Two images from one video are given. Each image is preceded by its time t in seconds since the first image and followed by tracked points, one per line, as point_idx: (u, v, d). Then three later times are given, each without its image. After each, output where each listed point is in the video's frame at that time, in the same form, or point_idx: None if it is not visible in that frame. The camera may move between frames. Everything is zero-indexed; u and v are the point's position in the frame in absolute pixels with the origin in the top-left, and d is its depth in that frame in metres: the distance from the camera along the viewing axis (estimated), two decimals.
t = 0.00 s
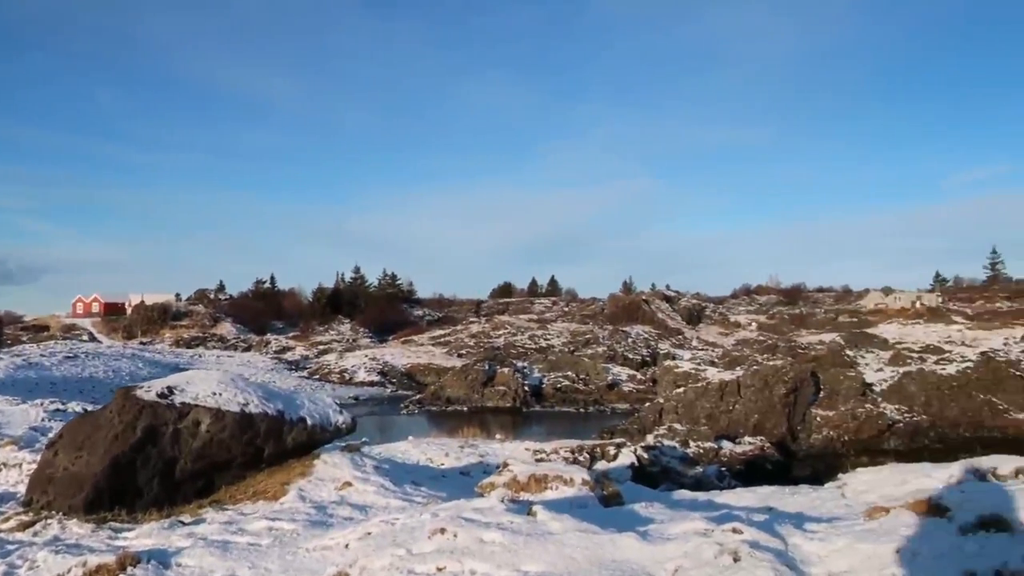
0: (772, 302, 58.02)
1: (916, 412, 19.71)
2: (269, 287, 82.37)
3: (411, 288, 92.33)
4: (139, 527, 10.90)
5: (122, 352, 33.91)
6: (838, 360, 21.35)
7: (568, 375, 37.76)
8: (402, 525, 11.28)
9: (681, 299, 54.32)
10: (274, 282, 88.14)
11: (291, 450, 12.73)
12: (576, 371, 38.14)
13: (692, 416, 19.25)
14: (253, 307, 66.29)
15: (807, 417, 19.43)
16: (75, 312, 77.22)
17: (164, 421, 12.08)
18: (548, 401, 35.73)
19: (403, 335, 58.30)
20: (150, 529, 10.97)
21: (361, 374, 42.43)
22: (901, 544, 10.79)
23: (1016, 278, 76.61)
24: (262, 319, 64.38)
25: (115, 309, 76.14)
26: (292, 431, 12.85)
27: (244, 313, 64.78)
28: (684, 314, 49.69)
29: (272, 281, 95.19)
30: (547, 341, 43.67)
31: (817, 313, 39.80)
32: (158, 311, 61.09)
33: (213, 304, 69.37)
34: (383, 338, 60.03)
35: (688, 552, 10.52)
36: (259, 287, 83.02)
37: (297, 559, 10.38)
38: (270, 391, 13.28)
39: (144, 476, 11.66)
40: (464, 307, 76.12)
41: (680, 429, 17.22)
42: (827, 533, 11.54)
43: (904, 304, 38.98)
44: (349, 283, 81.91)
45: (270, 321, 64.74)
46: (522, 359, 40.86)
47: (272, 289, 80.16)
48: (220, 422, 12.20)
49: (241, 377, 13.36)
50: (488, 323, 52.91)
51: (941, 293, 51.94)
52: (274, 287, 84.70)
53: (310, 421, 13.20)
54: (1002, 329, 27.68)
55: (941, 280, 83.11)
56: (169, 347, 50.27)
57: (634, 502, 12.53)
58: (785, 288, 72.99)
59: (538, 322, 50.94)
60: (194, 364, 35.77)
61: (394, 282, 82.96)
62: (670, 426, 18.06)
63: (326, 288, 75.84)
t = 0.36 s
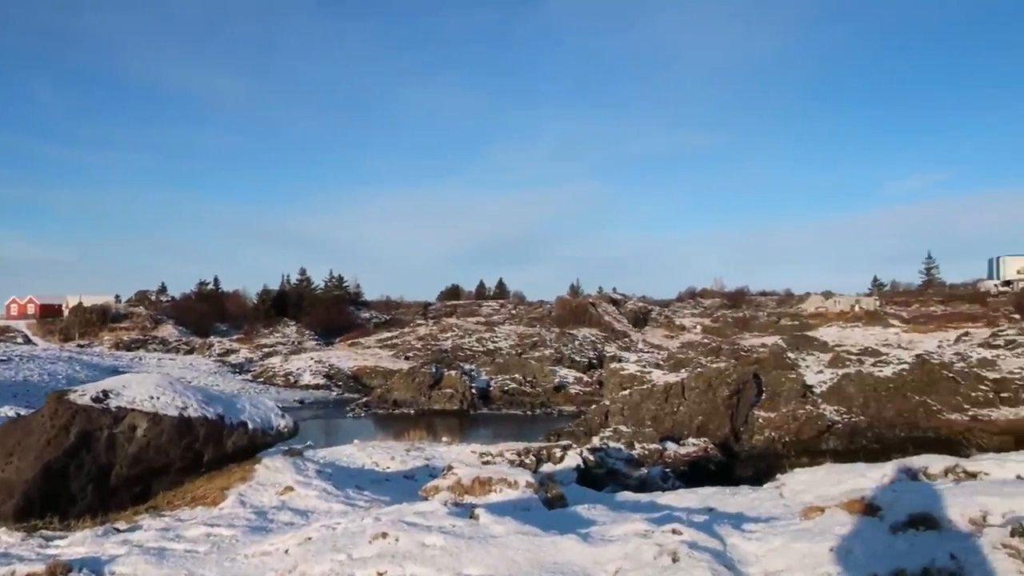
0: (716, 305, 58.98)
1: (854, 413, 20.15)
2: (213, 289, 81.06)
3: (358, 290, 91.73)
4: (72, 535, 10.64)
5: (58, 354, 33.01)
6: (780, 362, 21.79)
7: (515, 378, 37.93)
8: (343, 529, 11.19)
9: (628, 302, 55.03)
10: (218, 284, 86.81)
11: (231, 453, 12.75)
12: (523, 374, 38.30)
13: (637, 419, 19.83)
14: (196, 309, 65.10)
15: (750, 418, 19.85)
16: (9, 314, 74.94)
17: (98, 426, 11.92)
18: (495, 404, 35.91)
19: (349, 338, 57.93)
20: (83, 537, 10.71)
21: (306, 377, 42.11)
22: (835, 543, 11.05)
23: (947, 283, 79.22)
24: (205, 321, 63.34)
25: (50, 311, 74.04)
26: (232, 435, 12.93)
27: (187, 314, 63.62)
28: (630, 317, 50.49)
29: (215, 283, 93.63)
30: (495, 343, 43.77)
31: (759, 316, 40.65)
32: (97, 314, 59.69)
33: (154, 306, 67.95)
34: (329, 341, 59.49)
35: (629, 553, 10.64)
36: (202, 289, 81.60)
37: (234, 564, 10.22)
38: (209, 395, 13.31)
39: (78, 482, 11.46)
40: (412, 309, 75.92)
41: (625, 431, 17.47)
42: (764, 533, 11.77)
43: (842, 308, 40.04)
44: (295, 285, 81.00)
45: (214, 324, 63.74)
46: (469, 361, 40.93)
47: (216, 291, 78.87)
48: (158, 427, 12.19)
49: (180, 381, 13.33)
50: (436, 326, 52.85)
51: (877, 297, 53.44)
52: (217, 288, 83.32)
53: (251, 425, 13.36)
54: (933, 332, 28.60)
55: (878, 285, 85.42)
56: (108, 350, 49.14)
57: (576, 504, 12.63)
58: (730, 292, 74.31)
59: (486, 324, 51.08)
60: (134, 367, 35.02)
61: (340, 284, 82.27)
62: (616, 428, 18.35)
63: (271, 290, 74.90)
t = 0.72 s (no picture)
0: (661, 308, 59.70)
1: (794, 414, 20.55)
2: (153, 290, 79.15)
3: (303, 292, 90.58)
4: None
5: None
6: (723, 365, 22.26)
7: (461, 381, 37.87)
8: (282, 534, 11.04)
9: (574, 304, 55.47)
10: (158, 285, 84.79)
11: (167, 458, 12.78)
12: (468, 376, 38.26)
13: (583, 420, 19.98)
14: (135, 310, 63.56)
15: (693, 420, 20.21)
16: None
17: (28, 430, 11.81)
18: (441, 407, 35.86)
19: (294, 340, 57.20)
20: (10, 546, 10.39)
21: (249, 381, 41.53)
22: (772, 542, 11.28)
23: (884, 286, 81.37)
24: (144, 323, 61.82)
25: None
26: (170, 438, 13.11)
27: (125, 316, 62.01)
28: (576, 320, 50.89)
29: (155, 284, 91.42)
30: (442, 345, 43.60)
31: (702, 320, 41.25)
32: (30, 315, 57.95)
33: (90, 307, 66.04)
34: (272, 343, 58.58)
35: (570, 555, 10.71)
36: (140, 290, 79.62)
37: (169, 571, 9.99)
38: (147, 397, 13.43)
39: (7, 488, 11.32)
40: (358, 311, 75.23)
41: (569, 433, 17.67)
42: (703, 534, 11.96)
43: (783, 312, 40.95)
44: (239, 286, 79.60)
45: (153, 326, 62.29)
46: (415, 364, 40.77)
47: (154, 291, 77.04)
48: (91, 431, 12.16)
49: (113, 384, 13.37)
50: (382, 327, 52.44)
51: (816, 301, 54.65)
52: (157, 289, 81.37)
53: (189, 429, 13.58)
54: (869, 336, 29.38)
55: (818, 289, 87.34)
56: (41, 352, 47.65)
57: (520, 506, 12.70)
58: (673, 295, 75.38)
59: (433, 326, 50.94)
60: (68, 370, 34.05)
61: (285, 286, 81.01)
62: (561, 430, 18.56)
63: (213, 291, 73.48)
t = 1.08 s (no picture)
0: (606, 311, 60.29)
1: (736, 415, 20.93)
2: (89, 293, 77.03)
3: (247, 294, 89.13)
4: None
5: None
6: (667, 367, 22.72)
7: (406, 384, 37.71)
8: (220, 541, 10.86)
9: (520, 307, 55.70)
10: (95, 289, 82.46)
11: (101, 465, 12.68)
12: (414, 380, 38.17)
13: (529, 423, 20.10)
14: (70, 313, 61.76)
15: (638, 422, 20.46)
16: None
17: None
18: (386, 410, 35.65)
19: (237, 343, 56.27)
20: None
21: (189, 385, 40.72)
22: (710, 542, 11.47)
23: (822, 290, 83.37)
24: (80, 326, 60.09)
25: None
26: (104, 445, 12.95)
27: (59, 319, 60.20)
28: (522, 323, 51.12)
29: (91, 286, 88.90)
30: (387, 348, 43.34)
31: (646, 323, 41.77)
32: None
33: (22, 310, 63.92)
34: (213, 346, 57.43)
35: (512, 557, 10.76)
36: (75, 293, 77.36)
37: None
38: (79, 403, 13.20)
39: None
40: (303, 314, 74.27)
41: (514, 437, 17.85)
42: (643, 535, 12.13)
43: (725, 315, 41.76)
44: (179, 288, 77.88)
45: (90, 330, 60.60)
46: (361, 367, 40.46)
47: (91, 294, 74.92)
48: (21, 438, 11.82)
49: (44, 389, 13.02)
50: (326, 331, 51.92)
51: (758, 304, 55.72)
52: (94, 292, 79.14)
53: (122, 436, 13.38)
54: (807, 338, 30.12)
55: (760, 293, 88.95)
56: None
57: (463, 509, 12.74)
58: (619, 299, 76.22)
59: (378, 329, 50.67)
60: None
61: (227, 289, 79.39)
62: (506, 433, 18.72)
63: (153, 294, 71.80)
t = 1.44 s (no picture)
0: (550, 312, 60.63)
1: (676, 415, 21.31)
2: (19, 292, 74.39)
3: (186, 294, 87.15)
4: None
5: None
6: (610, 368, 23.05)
7: (349, 386, 37.41)
8: (152, 546, 10.66)
9: (465, 308, 55.69)
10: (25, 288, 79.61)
11: (31, 469, 12.45)
12: (357, 381, 37.92)
13: (471, 424, 20.17)
14: None
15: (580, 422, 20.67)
16: None
17: None
18: (328, 411, 35.37)
19: (175, 344, 55.02)
20: None
21: (124, 387, 39.70)
22: (647, 541, 11.65)
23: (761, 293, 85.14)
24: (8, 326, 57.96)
25: None
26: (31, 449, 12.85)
27: None
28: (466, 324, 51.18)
29: (21, 285, 85.82)
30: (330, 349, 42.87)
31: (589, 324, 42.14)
32: None
33: None
34: (150, 347, 56.00)
35: (450, 559, 10.77)
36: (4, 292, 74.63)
37: None
38: (7, 406, 12.97)
39: None
40: (244, 315, 72.96)
41: (456, 439, 17.92)
42: (581, 535, 12.27)
43: (666, 317, 42.36)
44: (115, 288, 75.71)
45: (19, 330, 58.51)
46: (303, 368, 39.99)
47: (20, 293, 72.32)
48: None
49: None
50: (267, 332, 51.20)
51: (698, 306, 56.67)
52: (23, 291, 76.43)
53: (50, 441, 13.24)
54: (745, 341, 30.74)
55: (702, 295, 90.47)
56: None
57: (404, 511, 12.74)
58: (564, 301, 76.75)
59: (320, 330, 50.29)
60: None
61: (165, 289, 77.47)
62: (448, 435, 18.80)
63: (87, 295, 69.72)
